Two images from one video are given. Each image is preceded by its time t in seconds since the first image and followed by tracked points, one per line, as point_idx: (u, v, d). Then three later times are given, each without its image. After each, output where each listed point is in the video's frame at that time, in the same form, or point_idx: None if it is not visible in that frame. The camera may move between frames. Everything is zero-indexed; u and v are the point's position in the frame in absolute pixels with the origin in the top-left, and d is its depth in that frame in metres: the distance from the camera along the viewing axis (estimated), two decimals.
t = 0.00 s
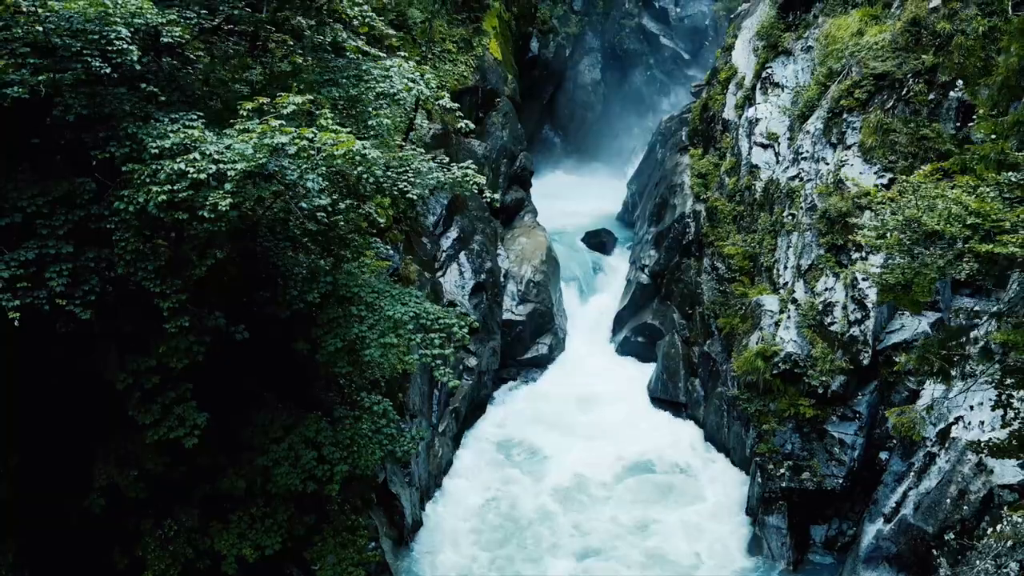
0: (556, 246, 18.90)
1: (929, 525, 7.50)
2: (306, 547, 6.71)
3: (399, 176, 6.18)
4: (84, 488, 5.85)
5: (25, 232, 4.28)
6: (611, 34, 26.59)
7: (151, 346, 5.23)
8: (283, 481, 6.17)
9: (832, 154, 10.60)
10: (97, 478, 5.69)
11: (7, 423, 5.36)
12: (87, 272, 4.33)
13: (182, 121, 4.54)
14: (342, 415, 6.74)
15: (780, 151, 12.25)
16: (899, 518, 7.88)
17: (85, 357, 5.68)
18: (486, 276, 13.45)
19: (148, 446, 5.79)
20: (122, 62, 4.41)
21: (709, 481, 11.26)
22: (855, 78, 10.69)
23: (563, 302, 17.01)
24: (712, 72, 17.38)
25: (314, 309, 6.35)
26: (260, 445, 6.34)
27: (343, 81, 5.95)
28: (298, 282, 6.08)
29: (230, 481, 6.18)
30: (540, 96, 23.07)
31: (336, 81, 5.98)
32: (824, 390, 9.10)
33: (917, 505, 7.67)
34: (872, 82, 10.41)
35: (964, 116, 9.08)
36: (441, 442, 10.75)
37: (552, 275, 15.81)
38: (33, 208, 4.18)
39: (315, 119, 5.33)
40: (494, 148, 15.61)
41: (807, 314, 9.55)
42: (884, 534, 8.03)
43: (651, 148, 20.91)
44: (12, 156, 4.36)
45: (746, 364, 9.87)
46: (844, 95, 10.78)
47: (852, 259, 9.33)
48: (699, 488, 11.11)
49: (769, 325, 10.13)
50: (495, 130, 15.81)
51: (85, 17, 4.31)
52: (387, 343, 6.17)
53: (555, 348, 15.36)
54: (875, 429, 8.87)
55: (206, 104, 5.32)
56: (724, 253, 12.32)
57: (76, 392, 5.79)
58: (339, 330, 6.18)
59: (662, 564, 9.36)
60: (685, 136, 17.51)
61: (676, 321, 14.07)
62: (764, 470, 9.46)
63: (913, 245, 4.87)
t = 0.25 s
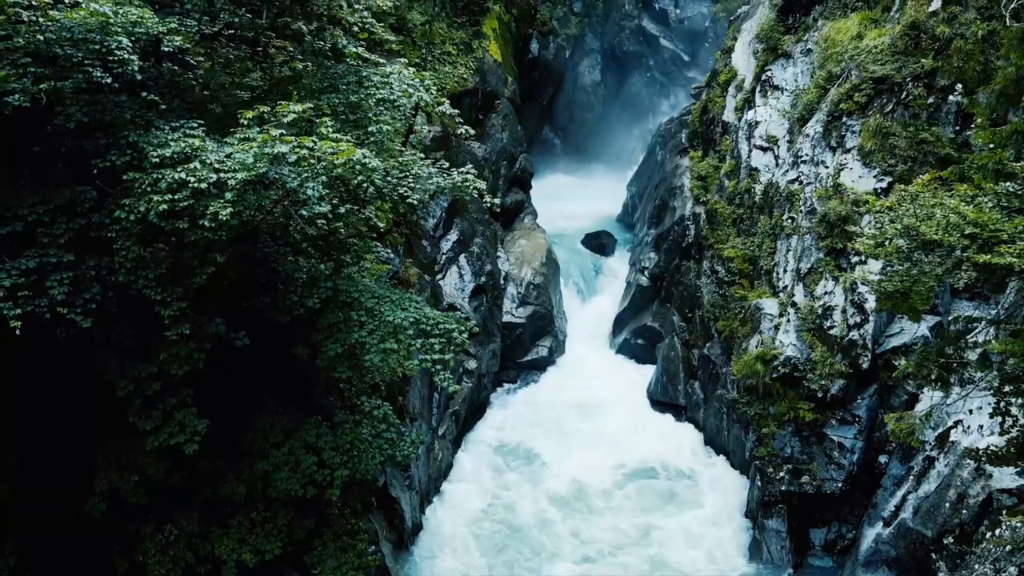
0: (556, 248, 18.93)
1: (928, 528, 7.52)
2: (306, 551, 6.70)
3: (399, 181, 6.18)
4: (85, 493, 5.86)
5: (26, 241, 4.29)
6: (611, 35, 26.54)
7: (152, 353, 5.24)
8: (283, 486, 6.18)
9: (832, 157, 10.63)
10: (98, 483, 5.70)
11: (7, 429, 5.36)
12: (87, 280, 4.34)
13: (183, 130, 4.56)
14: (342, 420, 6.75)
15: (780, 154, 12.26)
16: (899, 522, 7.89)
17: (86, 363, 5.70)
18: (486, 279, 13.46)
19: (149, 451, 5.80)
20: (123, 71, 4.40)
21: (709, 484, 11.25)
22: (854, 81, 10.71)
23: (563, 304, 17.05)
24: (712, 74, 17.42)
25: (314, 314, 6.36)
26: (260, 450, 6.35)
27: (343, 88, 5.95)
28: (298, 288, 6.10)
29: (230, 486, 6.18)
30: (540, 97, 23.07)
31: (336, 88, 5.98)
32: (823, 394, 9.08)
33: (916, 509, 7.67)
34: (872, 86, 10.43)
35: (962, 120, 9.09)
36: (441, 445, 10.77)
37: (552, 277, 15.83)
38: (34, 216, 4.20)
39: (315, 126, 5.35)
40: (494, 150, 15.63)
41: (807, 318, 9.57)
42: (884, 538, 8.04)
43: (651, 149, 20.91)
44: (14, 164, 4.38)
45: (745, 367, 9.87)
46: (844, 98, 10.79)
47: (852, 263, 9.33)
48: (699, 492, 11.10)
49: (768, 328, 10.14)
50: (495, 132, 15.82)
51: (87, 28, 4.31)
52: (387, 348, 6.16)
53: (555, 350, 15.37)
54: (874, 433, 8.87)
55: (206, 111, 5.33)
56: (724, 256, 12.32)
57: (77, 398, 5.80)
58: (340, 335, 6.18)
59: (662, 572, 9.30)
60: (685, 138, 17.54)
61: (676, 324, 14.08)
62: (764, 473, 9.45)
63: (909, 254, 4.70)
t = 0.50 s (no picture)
0: (556, 250, 18.97)
1: (927, 533, 7.53)
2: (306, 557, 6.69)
3: (399, 188, 6.19)
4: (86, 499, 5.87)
5: (28, 250, 4.31)
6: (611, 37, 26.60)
7: (153, 360, 5.26)
8: (284, 492, 6.19)
9: (831, 161, 10.65)
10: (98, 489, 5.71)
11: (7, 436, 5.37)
12: (89, 289, 4.36)
13: (184, 140, 4.57)
14: (342, 425, 6.77)
15: (779, 158, 12.29)
16: (898, 526, 7.92)
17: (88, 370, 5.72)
18: (486, 282, 13.48)
19: (150, 458, 5.81)
20: (125, 83, 4.42)
21: (710, 489, 11.25)
22: (854, 85, 10.72)
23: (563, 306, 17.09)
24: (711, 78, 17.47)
25: (314, 320, 6.37)
26: (261, 456, 6.36)
27: (343, 95, 5.97)
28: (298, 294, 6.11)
29: (231, 491, 6.20)
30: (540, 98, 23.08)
31: (335, 95, 5.99)
32: (823, 399, 9.11)
33: (916, 513, 7.71)
34: (871, 90, 10.44)
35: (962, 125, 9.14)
36: (441, 449, 10.77)
37: (552, 280, 15.87)
38: (36, 226, 4.21)
39: (315, 135, 5.36)
40: (494, 153, 15.65)
41: (806, 322, 9.58)
42: (883, 542, 8.07)
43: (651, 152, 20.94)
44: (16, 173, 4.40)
45: (745, 372, 9.90)
46: (843, 102, 10.81)
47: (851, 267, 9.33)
48: (700, 497, 11.10)
49: (768, 332, 10.16)
50: (495, 135, 15.84)
51: (89, 38, 4.33)
52: (387, 354, 6.16)
53: (555, 352, 15.39)
54: (874, 436, 8.86)
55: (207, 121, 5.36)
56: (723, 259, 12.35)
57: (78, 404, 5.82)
58: (341, 341, 6.21)
59: None
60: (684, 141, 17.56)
61: (676, 327, 14.10)
62: (763, 478, 9.48)
63: (908, 261, 4.54)
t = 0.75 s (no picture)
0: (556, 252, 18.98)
1: (926, 538, 7.55)
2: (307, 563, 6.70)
3: (399, 194, 6.19)
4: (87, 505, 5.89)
5: (30, 260, 4.32)
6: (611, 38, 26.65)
7: (154, 368, 5.26)
8: (284, 498, 6.20)
9: (830, 165, 10.67)
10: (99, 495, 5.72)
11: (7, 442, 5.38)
12: (90, 299, 4.37)
13: (184, 149, 4.57)
14: (342, 431, 6.78)
15: (779, 161, 12.31)
16: (897, 530, 7.92)
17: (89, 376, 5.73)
18: (486, 285, 13.49)
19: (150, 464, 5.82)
20: (126, 94, 4.39)
21: (710, 496, 11.21)
22: (853, 89, 10.72)
23: (564, 309, 17.10)
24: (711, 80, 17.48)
25: (314, 327, 6.38)
26: (261, 462, 6.38)
27: (342, 102, 5.93)
28: (298, 301, 6.12)
29: (231, 497, 6.21)
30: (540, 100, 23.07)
31: (335, 102, 5.99)
32: (822, 403, 9.12)
33: (915, 517, 7.72)
34: (870, 94, 10.45)
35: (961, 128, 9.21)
36: (441, 453, 10.77)
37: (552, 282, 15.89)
38: (37, 236, 4.23)
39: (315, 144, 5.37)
40: (494, 155, 15.66)
41: (805, 326, 9.58)
42: (882, 547, 8.07)
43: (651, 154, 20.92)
44: (17, 183, 4.41)
45: (744, 376, 9.93)
46: (842, 106, 10.82)
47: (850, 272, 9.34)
48: (700, 502, 11.07)
49: (767, 336, 10.19)
50: (495, 138, 15.86)
51: (90, 50, 4.29)
52: (387, 361, 6.16)
53: (555, 355, 15.40)
54: (873, 440, 8.85)
55: (208, 129, 5.37)
56: (723, 263, 12.36)
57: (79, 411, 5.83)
58: (341, 348, 6.22)
59: None
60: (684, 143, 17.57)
61: (676, 330, 14.11)
62: (762, 482, 9.49)
63: (907, 269, 4.49)
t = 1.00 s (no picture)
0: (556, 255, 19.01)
1: (925, 542, 7.55)
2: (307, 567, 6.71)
3: (399, 201, 6.20)
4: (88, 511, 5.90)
5: (32, 270, 4.34)
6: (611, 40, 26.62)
7: (155, 375, 5.27)
8: (285, 504, 6.22)
9: (830, 169, 10.69)
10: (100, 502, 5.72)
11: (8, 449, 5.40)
12: (91, 308, 4.40)
13: (186, 159, 4.59)
14: (342, 436, 6.78)
15: (778, 164, 12.33)
16: (896, 535, 7.94)
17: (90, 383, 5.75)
18: (486, 288, 13.52)
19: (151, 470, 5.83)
20: (128, 105, 4.38)
21: (709, 502, 11.20)
22: (852, 93, 10.72)
23: (563, 312, 17.15)
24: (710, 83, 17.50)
25: (315, 333, 6.41)
26: (262, 468, 6.40)
27: (343, 110, 5.99)
28: (298, 307, 6.15)
29: (232, 502, 6.23)
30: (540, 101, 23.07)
31: (335, 110, 6.00)
32: (821, 407, 9.11)
33: (914, 522, 7.74)
34: (870, 98, 10.45)
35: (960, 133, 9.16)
36: (441, 456, 10.77)
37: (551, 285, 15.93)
38: (38, 246, 4.24)
39: (315, 153, 5.39)
40: (494, 157, 15.69)
41: (805, 331, 9.60)
42: (882, 551, 8.09)
43: (651, 156, 20.90)
44: (18, 191, 4.42)
45: (743, 381, 10.00)
46: (841, 111, 10.82)
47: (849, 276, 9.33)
48: (699, 509, 11.06)
49: (766, 341, 10.22)
50: (495, 140, 15.89)
51: (90, 62, 4.22)
52: (388, 367, 6.16)
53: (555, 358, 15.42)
54: (873, 445, 8.85)
55: (210, 140, 5.42)
56: (723, 266, 12.39)
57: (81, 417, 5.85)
58: (341, 354, 6.23)
59: None
60: (684, 146, 17.58)
61: (676, 332, 14.13)
62: (762, 486, 9.58)
63: (906, 279, 4.40)
